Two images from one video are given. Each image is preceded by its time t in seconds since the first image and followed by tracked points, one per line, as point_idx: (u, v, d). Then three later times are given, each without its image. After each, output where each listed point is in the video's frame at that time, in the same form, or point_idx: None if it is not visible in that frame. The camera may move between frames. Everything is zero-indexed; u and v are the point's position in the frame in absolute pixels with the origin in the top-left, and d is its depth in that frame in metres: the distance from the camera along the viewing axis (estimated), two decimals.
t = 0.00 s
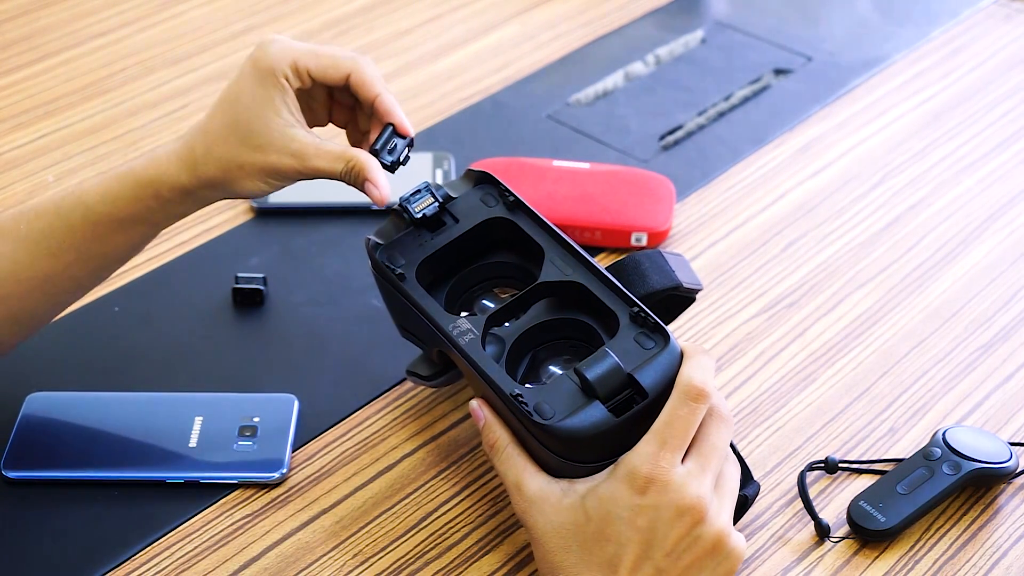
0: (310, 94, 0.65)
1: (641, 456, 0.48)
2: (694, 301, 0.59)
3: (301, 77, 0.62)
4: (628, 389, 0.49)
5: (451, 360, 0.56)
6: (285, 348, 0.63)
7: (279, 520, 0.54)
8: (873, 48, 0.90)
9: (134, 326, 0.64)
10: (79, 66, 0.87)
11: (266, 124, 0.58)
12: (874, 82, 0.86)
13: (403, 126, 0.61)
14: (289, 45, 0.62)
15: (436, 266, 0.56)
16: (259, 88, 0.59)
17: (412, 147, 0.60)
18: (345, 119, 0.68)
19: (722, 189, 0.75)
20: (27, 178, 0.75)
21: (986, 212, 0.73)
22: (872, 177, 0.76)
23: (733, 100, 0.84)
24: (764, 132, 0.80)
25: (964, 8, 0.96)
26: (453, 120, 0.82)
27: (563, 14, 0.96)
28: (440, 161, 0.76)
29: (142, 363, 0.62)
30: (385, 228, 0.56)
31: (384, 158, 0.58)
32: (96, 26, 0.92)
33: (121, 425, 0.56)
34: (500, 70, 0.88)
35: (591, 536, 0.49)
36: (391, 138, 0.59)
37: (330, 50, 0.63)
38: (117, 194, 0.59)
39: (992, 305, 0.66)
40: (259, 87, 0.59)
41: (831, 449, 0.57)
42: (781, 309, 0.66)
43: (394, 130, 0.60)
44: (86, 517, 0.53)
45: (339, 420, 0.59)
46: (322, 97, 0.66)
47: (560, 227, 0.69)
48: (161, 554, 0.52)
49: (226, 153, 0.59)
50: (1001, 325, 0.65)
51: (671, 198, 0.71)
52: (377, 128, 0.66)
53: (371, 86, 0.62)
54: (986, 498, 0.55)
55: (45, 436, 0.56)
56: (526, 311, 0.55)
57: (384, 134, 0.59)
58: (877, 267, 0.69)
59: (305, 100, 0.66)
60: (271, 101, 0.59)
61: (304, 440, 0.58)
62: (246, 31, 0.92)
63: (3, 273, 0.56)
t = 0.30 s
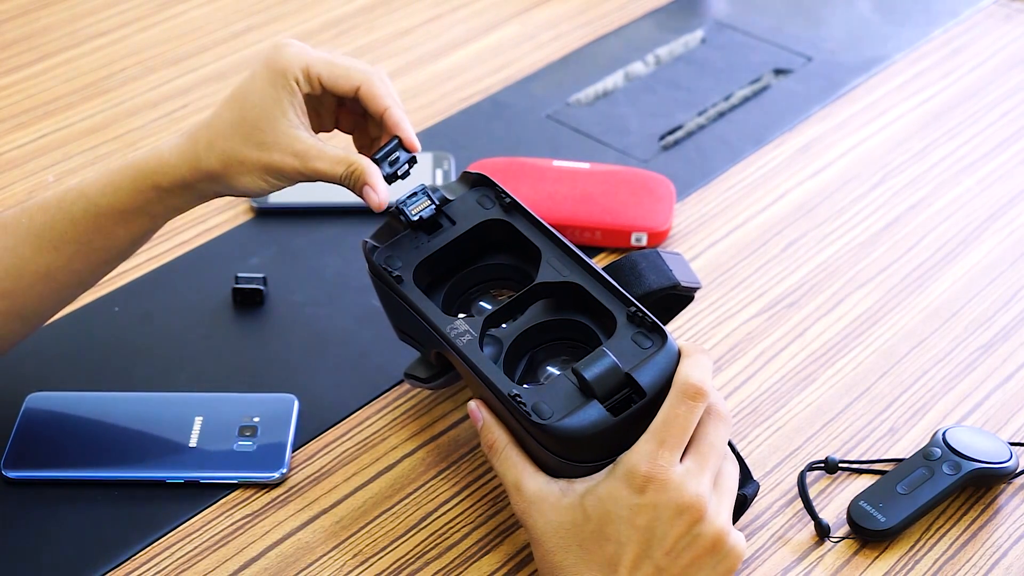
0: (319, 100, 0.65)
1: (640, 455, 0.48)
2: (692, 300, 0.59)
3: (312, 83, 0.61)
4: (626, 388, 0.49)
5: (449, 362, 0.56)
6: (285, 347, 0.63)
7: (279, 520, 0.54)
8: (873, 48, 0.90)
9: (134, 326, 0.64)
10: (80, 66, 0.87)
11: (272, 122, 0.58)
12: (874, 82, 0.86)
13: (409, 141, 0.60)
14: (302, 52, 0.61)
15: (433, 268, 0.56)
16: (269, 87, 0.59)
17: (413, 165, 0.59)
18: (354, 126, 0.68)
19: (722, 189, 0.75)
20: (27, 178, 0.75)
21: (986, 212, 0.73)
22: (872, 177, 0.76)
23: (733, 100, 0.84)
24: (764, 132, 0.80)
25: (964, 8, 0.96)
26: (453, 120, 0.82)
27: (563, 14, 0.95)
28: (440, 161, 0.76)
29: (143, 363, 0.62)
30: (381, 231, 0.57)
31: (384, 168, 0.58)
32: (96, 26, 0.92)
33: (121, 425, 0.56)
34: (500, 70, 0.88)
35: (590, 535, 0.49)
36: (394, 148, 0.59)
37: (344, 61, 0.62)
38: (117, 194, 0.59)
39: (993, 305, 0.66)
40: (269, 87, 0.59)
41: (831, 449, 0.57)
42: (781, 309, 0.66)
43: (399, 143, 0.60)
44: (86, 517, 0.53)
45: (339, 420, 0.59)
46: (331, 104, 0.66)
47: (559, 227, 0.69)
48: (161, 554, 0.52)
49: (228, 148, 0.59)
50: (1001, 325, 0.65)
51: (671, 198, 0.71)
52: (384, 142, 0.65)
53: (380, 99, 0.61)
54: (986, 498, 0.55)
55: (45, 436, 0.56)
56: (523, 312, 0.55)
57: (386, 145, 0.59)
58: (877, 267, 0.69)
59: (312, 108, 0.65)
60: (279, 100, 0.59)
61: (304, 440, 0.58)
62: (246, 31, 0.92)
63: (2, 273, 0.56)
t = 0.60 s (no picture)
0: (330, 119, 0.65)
1: (639, 454, 0.48)
2: (691, 300, 0.59)
3: (326, 102, 0.62)
4: (624, 387, 0.49)
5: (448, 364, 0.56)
6: (285, 348, 0.63)
7: (279, 520, 0.54)
8: (873, 48, 0.90)
9: (134, 326, 0.64)
10: (80, 66, 0.87)
11: (284, 138, 0.59)
12: (874, 83, 0.86)
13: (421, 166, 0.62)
14: (318, 70, 0.61)
15: (431, 270, 0.56)
16: (282, 104, 0.60)
17: (421, 190, 0.57)
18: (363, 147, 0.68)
19: (722, 189, 0.75)
20: (27, 178, 0.75)
21: (986, 212, 0.73)
22: (872, 177, 0.76)
23: (733, 100, 0.84)
24: (764, 132, 0.80)
25: (964, 8, 0.96)
26: (453, 120, 0.82)
27: (563, 14, 0.95)
28: (440, 161, 0.75)
29: (143, 363, 0.62)
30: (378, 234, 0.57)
31: (393, 190, 0.57)
32: (96, 25, 0.92)
33: (121, 426, 0.56)
34: (500, 70, 0.88)
35: (589, 535, 0.49)
36: (407, 173, 0.58)
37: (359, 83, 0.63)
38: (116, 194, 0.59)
39: (993, 305, 0.66)
40: (282, 103, 0.60)
41: (831, 449, 0.57)
42: (781, 309, 0.66)
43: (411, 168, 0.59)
44: (86, 517, 0.53)
45: (338, 420, 0.59)
46: (342, 124, 0.66)
47: (559, 227, 0.69)
48: (161, 554, 0.52)
49: (239, 162, 0.59)
50: (1001, 325, 0.65)
51: (671, 198, 0.71)
52: (394, 164, 0.66)
53: (394, 122, 0.63)
54: (986, 498, 0.55)
55: (45, 436, 0.56)
56: (522, 313, 0.55)
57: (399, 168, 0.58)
58: (877, 267, 0.69)
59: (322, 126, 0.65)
60: (291, 117, 0.59)
61: (304, 440, 0.58)
62: (246, 31, 0.92)
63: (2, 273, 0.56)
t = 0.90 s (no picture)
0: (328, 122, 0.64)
1: (637, 454, 0.48)
2: (691, 300, 0.59)
3: (327, 107, 0.62)
4: (622, 387, 0.49)
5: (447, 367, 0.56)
6: (285, 348, 0.63)
7: (279, 520, 0.54)
8: (873, 48, 0.90)
9: (134, 326, 0.64)
10: (80, 66, 0.87)
11: (285, 143, 0.59)
12: (874, 83, 0.86)
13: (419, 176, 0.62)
14: (324, 76, 0.61)
15: (430, 274, 0.56)
16: (285, 108, 0.59)
17: (420, 200, 0.57)
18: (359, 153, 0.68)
19: (722, 189, 0.75)
20: (27, 178, 0.75)
21: (986, 212, 0.73)
22: (872, 177, 0.76)
23: (733, 100, 0.84)
24: (764, 132, 0.80)
25: (964, 8, 0.96)
26: (453, 120, 0.82)
27: (563, 14, 0.96)
28: (439, 161, 0.75)
29: (143, 363, 0.62)
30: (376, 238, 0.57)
31: (392, 200, 0.57)
32: (96, 25, 0.92)
33: (121, 426, 0.56)
34: (500, 70, 0.88)
35: (588, 535, 0.49)
36: (405, 183, 0.58)
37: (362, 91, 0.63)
38: (116, 194, 0.59)
39: (993, 305, 0.66)
40: (285, 107, 0.59)
41: (831, 449, 0.57)
42: (781, 309, 0.66)
43: (410, 177, 0.59)
44: (86, 517, 0.53)
45: (338, 420, 0.59)
46: (338, 126, 0.65)
47: (559, 227, 0.69)
48: (161, 554, 0.52)
49: (240, 163, 0.59)
50: (1001, 325, 0.65)
51: (671, 198, 0.71)
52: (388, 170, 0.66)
53: (395, 135, 0.63)
54: (986, 498, 0.55)
55: (45, 436, 0.56)
56: (520, 315, 0.55)
57: (398, 177, 0.58)
58: (878, 267, 0.69)
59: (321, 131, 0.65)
60: (294, 122, 0.59)
61: (304, 440, 0.58)
62: (246, 31, 0.92)
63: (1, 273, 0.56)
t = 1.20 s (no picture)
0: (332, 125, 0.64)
1: (638, 454, 0.48)
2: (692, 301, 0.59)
3: (333, 109, 0.62)
4: (622, 388, 0.49)
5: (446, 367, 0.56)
6: (285, 348, 0.63)
7: (279, 520, 0.54)
8: (873, 48, 0.90)
9: (134, 326, 0.64)
10: (80, 66, 0.87)
11: (287, 143, 0.59)
12: (875, 82, 0.86)
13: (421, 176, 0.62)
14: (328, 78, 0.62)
15: (430, 274, 0.56)
16: (288, 109, 0.60)
17: (420, 198, 0.57)
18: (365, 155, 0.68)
19: (722, 189, 0.75)
20: (27, 178, 0.75)
21: (986, 212, 0.73)
22: (872, 177, 0.76)
23: (733, 100, 0.84)
24: (764, 131, 0.80)
25: (964, 8, 0.96)
26: (453, 120, 0.82)
27: (563, 14, 0.96)
28: (439, 161, 0.75)
29: (143, 363, 0.62)
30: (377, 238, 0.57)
31: (392, 199, 0.57)
32: (96, 26, 0.92)
33: (120, 426, 0.56)
34: (500, 70, 0.88)
35: (589, 535, 0.49)
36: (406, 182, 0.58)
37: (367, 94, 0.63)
38: (116, 195, 0.59)
39: (993, 305, 0.66)
40: (290, 108, 0.60)
41: (831, 449, 0.57)
42: (781, 309, 0.66)
43: (411, 176, 0.59)
44: (85, 517, 0.53)
45: (338, 420, 0.59)
46: (344, 130, 0.65)
47: (559, 227, 0.69)
48: (161, 554, 0.52)
49: (241, 162, 0.59)
50: (1001, 325, 0.65)
51: (671, 198, 0.71)
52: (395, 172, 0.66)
53: (400, 134, 0.63)
54: (986, 498, 0.55)
55: (46, 436, 0.56)
56: (520, 315, 0.55)
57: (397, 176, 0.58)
58: (878, 267, 0.69)
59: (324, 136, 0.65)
60: (297, 122, 0.60)
61: (304, 440, 0.58)
62: (246, 32, 0.92)
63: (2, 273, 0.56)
